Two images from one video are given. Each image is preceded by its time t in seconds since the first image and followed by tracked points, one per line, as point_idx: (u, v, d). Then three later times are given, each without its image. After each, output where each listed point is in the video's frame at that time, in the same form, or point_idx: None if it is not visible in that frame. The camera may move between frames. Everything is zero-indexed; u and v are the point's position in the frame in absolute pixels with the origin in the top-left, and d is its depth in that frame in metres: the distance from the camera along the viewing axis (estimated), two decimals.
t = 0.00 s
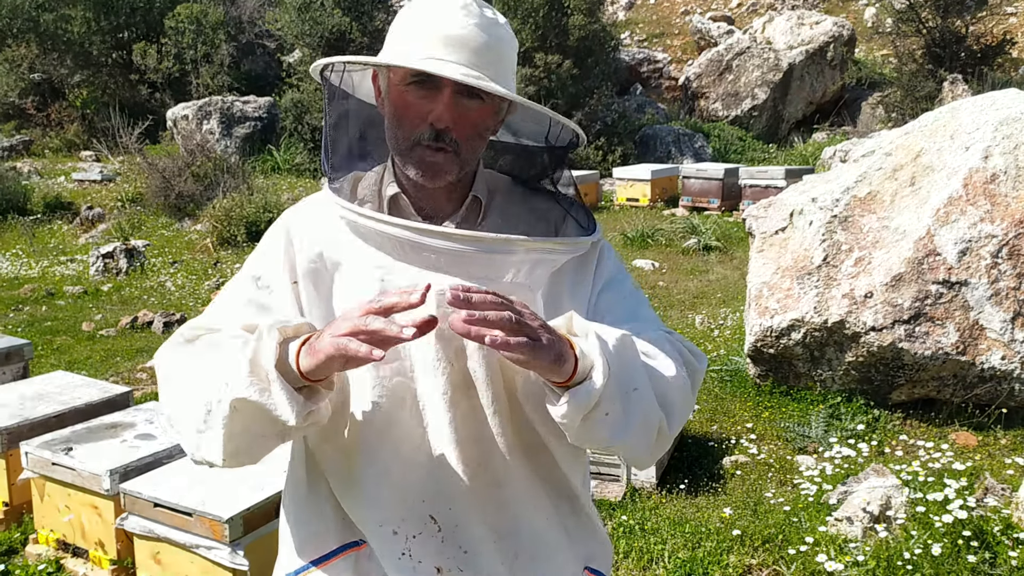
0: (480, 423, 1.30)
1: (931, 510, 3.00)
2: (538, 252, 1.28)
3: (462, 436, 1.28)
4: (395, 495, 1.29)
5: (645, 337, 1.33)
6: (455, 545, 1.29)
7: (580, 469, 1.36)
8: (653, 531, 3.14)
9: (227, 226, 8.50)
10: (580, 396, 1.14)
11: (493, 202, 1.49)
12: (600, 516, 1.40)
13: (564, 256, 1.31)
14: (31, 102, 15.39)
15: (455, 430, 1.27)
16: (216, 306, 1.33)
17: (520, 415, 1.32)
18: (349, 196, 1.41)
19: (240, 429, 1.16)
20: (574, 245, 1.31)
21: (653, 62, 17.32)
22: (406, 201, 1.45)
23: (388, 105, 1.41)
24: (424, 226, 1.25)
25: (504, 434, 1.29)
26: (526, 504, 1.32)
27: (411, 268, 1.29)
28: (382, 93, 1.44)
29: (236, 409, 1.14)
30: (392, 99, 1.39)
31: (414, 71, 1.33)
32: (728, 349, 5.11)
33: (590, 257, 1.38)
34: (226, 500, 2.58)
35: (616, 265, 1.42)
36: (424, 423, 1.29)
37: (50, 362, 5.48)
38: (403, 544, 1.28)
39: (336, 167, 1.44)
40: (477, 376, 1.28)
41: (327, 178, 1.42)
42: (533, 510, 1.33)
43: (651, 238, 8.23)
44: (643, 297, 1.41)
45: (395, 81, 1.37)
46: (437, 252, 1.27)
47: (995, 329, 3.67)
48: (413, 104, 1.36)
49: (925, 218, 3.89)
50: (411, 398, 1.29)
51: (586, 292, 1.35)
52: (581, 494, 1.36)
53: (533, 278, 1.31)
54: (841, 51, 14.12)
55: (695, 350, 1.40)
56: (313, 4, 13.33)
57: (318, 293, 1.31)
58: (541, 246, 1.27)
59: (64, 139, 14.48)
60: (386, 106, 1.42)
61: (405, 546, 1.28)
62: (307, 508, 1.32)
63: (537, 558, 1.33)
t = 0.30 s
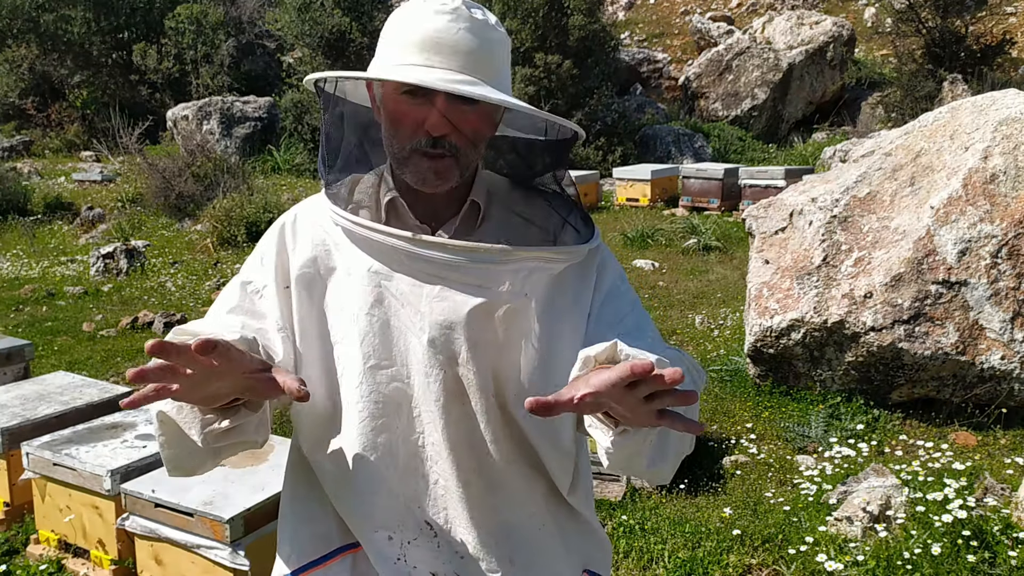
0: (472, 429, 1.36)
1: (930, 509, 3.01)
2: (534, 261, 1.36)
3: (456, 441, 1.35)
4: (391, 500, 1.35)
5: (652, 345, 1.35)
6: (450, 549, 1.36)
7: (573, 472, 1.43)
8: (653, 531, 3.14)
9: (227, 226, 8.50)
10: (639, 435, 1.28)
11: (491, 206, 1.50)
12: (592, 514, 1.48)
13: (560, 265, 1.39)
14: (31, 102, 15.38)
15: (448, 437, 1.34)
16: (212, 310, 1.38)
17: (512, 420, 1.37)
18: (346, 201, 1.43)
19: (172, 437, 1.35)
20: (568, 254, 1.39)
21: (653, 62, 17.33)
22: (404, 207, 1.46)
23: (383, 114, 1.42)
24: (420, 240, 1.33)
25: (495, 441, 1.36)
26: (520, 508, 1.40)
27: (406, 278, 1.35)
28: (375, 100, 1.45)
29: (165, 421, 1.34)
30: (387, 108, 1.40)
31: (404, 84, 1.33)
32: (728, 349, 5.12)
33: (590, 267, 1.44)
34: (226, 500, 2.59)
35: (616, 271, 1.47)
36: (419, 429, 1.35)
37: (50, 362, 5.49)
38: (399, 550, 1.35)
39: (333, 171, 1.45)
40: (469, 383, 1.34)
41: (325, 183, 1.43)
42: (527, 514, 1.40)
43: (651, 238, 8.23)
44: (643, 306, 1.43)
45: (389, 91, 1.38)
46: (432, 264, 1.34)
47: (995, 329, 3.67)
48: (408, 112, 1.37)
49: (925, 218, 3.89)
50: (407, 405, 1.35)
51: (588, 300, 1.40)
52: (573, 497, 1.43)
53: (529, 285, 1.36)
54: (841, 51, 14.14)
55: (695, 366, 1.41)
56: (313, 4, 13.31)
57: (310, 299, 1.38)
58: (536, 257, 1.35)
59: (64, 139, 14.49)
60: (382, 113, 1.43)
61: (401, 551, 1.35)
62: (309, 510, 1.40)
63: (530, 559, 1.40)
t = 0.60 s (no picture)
0: (471, 433, 1.37)
1: (931, 509, 3.00)
2: (532, 263, 1.35)
3: (453, 445, 1.35)
4: (387, 504, 1.37)
5: (655, 347, 1.35)
6: (448, 552, 1.37)
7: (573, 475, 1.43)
8: (653, 531, 3.14)
9: (227, 226, 8.51)
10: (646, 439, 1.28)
11: (490, 206, 1.49)
12: (591, 518, 1.49)
13: (559, 266, 1.38)
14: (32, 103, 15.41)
15: (446, 440, 1.35)
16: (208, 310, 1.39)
17: (512, 422, 1.38)
18: (344, 200, 1.44)
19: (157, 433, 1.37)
20: (568, 256, 1.38)
21: (653, 62, 17.33)
22: (402, 206, 1.48)
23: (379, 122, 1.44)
24: (417, 243, 1.33)
25: (492, 445, 1.37)
26: (519, 513, 1.41)
27: (403, 282, 1.36)
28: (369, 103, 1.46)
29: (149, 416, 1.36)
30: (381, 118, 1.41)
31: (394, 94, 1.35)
32: (728, 349, 5.12)
33: (592, 268, 1.45)
34: (227, 500, 2.58)
35: (618, 273, 1.48)
36: (416, 432, 1.37)
37: (51, 361, 5.50)
38: (395, 553, 1.36)
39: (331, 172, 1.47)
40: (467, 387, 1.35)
41: (323, 186, 1.47)
42: (526, 518, 1.41)
43: (652, 238, 8.23)
44: (644, 308, 1.44)
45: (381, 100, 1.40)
46: (430, 267, 1.34)
47: (995, 329, 3.67)
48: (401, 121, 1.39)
49: (925, 218, 3.89)
50: (405, 408, 1.36)
51: (589, 300, 1.41)
52: (573, 501, 1.44)
53: (527, 287, 1.36)
54: (841, 51, 14.14)
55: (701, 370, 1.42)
56: (312, 4, 13.30)
57: (306, 300, 1.39)
58: (532, 260, 1.35)
59: (64, 140, 14.49)
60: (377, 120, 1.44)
61: (398, 554, 1.36)
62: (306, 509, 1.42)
63: (528, 562, 1.41)
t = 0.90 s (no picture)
0: (464, 445, 1.39)
1: (933, 509, 3.00)
2: (526, 278, 1.36)
3: (445, 458, 1.38)
4: (380, 513, 1.42)
5: (652, 358, 1.36)
6: (439, 561, 1.42)
7: (570, 483, 1.45)
8: (655, 531, 3.14)
9: (229, 227, 8.51)
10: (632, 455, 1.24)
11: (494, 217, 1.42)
12: (592, 524, 1.50)
13: (554, 278, 1.39)
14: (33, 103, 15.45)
15: (438, 453, 1.37)
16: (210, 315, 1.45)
17: (504, 433, 1.41)
18: (342, 204, 1.47)
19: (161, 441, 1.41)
20: (563, 267, 1.39)
21: (655, 62, 17.32)
22: (402, 209, 1.46)
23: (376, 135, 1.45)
24: (409, 259, 1.35)
25: (485, 456, 1.39)
26: (512, 524, 1.42)
27: (397, 295, 1.38)
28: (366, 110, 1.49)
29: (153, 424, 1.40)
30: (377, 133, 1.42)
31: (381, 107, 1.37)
32: (730, 348, 5.11)
33: (594, 276, 1.45)
34: (228, 500, 2.59)
35: (622, 277, 1.49)
36: (410, 443, 1.40)
37: (53, 362, 5.50)
38: (385, 561, 1.41)
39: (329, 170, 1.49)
40: (459, 401, 1.37)
41: (324, 191, 1.50)
42: (519, 529, 1.43)
43: (653, 237, 8.22)
44: (650, 314, 1.46)
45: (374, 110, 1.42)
46: (421, 283, 1.36)
47: (996, 329, 3.67)
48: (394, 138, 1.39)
49: (927, 218, 3.89)
50: (398, 419, 1.40)
51: (592, 308, 1.42)
52: (572, 508, 1.46)
53: (522, 300, 1.37)
54: (842, 50, 14.13)
55: (704, 372, 1.48)
56: (314, 4, 13.30)
57: (303, 306, 1.43)
58: (527, 274, 1.36)
59: (66, 141, 14.50)
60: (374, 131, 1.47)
61: (388, 562, 1.41)
62: (306, 510, 1.49)
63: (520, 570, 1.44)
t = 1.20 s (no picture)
0: (463, 451, 1.39)
1: (936, 509, 3.00)
2: (528, 287, 1.37)
3: (444, 464, 1.38)
4: (379, 516, 1.42)
5: (652, 367, 1.37)
6: (436, 563, 1.43)
7: (570, 488, 1.45)
8: (657, 531, 3.13)
9: (231, 227, 8.51)
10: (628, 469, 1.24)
11: (497, 209, 1.49)
12: (591, 530, 1.50)
13: (555, 286, 1.39)
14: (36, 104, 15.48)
15: (435, 458, 1.38)
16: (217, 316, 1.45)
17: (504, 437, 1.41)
18: (349, 205, 1.48)
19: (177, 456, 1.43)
20: (564, 277, 1.39)
21: (657, 62, 17.31)
22: (407, 211, 1.47)
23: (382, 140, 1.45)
24: (412, 266, 1.36)
25: (484, 463, 1.39)
26: (510, 528, 1.43)
27: (399, 302, 1.38)
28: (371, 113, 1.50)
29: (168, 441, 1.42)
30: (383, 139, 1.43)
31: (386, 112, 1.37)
32: (732, 348, 5.11)
33: (598, 281, 1.46)
34: (230, 501, 2.59)
35: (626, 283, 1.50)
36: (410, 447, 1.40)
37: (56, 362, 5.51)
38: (382, 562, 1.42)
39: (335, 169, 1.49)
40: (458, 408, 1.37)
41: (329, 190, 1.51)
42: (516, 533, 1.43)
43: (655, 237, 8.22)
44: (652, 321, 1.48)
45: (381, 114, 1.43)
46: (422, 290, 1.36)
47: (999, 328, 3.66)
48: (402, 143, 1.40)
49: (929, 218, 3.88)
50: (399, 423, 1.40)
51: (594, 313, 1.43)
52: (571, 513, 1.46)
53: (523, 310, 1.38)
54: (845, 50, 14.11)
55: (703, 383, 1.48)
56: (315, 4, 13.30)
57: (308, 308, 1.43)
58: (529, 283, 1.36)
59: (69, 141, 14.53)
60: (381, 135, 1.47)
61: (385, 563, 1.42)
62: (307, 507, 1.50)
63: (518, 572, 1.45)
